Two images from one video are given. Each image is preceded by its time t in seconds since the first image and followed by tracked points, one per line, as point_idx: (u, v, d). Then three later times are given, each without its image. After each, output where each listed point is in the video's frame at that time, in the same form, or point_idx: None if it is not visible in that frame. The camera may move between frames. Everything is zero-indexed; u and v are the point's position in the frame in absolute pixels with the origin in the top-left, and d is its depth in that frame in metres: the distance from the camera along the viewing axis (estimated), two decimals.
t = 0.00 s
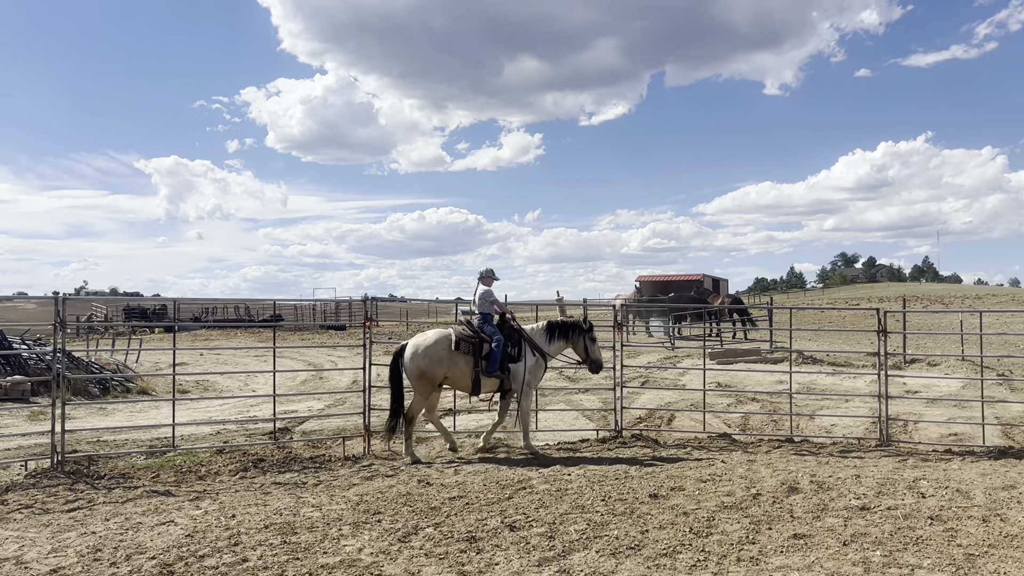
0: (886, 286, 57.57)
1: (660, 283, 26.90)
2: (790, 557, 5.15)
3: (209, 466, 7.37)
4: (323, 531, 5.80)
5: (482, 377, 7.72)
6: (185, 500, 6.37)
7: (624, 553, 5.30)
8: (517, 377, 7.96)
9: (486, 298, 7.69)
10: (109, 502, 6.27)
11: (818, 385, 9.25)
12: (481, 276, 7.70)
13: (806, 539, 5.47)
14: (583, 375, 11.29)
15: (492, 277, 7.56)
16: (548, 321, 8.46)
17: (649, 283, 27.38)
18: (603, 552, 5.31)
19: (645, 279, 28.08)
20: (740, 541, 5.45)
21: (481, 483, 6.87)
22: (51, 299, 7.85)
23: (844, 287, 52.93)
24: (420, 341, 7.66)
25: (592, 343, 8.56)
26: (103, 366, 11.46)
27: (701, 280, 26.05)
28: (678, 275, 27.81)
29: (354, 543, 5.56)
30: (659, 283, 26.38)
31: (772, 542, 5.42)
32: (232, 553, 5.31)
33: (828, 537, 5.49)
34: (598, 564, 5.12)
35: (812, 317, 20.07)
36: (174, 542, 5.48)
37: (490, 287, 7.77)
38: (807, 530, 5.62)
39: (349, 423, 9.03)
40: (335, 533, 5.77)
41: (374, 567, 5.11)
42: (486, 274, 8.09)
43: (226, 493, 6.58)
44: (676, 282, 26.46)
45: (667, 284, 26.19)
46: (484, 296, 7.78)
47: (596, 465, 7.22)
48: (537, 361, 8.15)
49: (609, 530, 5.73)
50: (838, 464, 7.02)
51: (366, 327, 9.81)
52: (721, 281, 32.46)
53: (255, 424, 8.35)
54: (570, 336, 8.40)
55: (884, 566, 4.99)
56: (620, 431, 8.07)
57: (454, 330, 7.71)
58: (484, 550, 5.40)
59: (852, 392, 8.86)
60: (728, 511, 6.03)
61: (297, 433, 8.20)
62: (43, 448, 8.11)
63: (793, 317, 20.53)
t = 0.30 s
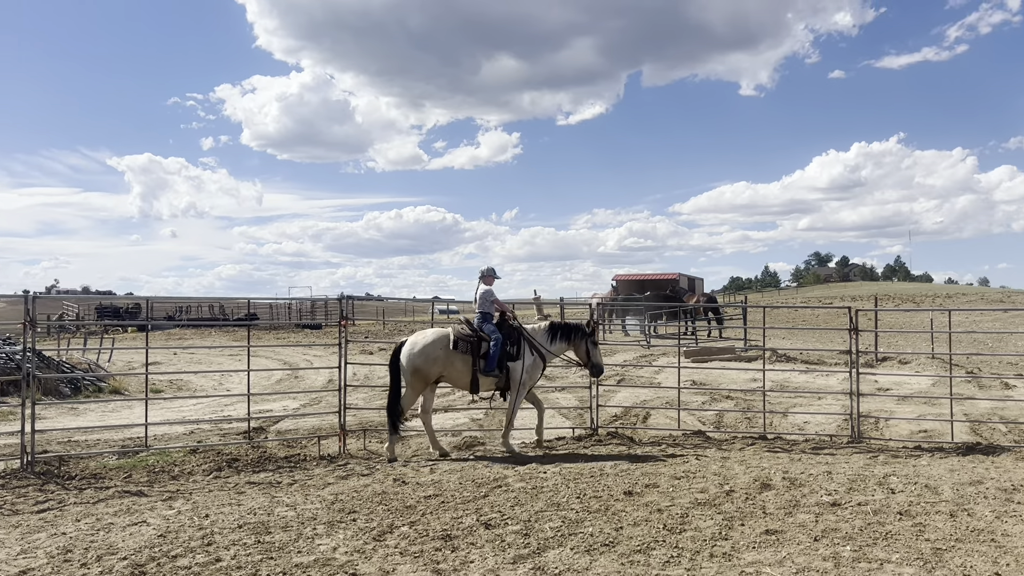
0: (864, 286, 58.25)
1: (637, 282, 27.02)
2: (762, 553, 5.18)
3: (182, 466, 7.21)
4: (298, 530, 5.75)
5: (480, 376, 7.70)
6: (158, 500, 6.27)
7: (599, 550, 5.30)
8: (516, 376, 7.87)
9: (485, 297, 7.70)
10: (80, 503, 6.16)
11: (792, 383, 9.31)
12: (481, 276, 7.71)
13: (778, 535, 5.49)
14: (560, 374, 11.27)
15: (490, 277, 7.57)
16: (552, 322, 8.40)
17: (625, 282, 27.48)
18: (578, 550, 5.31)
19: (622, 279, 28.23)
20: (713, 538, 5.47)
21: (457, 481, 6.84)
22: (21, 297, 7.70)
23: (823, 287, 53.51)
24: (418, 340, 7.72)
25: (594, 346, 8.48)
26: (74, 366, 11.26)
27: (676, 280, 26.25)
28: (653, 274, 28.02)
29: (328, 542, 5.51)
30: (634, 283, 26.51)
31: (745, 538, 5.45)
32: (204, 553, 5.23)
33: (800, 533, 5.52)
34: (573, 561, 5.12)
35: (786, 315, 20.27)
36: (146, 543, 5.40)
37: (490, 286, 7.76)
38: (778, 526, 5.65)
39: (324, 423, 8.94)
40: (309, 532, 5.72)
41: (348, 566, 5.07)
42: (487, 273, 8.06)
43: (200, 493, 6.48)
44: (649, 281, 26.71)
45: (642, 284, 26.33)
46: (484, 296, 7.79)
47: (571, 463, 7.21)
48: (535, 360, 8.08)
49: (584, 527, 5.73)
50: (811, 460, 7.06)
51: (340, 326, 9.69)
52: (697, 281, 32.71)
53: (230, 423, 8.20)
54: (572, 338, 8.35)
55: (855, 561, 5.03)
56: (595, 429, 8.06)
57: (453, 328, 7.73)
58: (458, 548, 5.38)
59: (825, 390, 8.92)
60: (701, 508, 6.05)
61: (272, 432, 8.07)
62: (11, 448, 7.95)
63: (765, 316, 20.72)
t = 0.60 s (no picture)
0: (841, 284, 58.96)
1: (613, 280, 27.20)
2: (730, 549, 5.22)
3: (153, 465, 7.13)
4: (268, 530, 5.70)
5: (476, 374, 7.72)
6: (126, 500, 6.18)
7: (569, 547, 5.31)
8: (510, 376, 7.85)
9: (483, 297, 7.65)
10: (46, 503, 6.06)
11: (764, 380, 9.40)
12: (480, 274, 7.67)
13: (746, 531, 5.54)
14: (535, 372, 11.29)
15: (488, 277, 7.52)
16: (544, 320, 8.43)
17: (602, 280, 27.65)
18: (548, 547, 5.31)
19: (598, 277, 28.36)
20: (683, 534, 5.50)
21: (429, 479, 6.82)
22: None
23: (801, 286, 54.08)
24: (419, 336, 7.71)
25: (588, 341, 8.47)
26: (42, 364, 11.07)
27: (651, 278, 26.44)
28: (627, 273, 28.20)
29: (298, 541, 5.47)
30: (610, 280, 26.61)
31: (714, 534, 5.48)
32: (172, 553, 5.17)
33: (768, 528, 5.57)
34: (543, 558, 5.13)
35: (759, 314, 20.49)
36: (113, 543, 5.32)
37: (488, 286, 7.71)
38: (747, 522, 5.70)
39: (298, 421, 8.88)
40: (279, 531, 5.67)
41: (317, 566, 5.03)
42: (484, 272, 8.04)
43: (170, 492, 6.40)
44: (625, 279, 26.87)
45: (619, 282, 26.51)
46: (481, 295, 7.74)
47: (545, 460, 7.22)
48: (530, 361, 8.06)
49: (555, 524, 5.74)
50: (781, 457, 7.13)
51: (313, 323, 9.51)
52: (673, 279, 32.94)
53: (202, 422, 8.10)
54: (566, 335, 8.35)
55: (821, 556, 5.08)
56: (569, 426, 8.08)
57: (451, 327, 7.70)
58: (429, 546, 5.36)
59: (796, 387, 9.03)
60: (671, 504, 6.09)
61: (244, 431, 8.00)
62: None
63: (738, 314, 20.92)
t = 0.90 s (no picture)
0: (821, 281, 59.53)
1: (591, 277, 27.33)
2: (695, 545, 5.26)
3: (120, 464, 7.08)
4: (233, 529, 5.67)
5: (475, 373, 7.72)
6: (91, 499, 6.12)
7: (535, 544, 5.34)
8: (509, 373, 7.87)
9: (477, 296, 7.59)
10: (8, 504, 5.98)
11: (736, 377, 9.50)
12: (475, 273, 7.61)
13: (712, 527, 5.59)
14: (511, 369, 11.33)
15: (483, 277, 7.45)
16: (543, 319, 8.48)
17: (580, 277, 27.76)
18: (514, 544, 5.33)
19: (577, 274, 28.47)
20: (648, 530, 5.54)
21: (399, 478, 6.83)
22: None
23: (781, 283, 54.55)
24: (418, 334, 7.68)
25: (585, 341, 8.49)
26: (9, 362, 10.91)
27: (628, 274, 26.59)
28: (606, 270, 28.34)
29: (263, 540, 5.45)
30: (587, 278, 26.75)
31: (679, 530, 5.53)
32: (134, 553, 5.13)
33: (732, 524, 5.62)
34: (509, 556, 5.14)
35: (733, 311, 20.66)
36: (75, 543, 5.27)
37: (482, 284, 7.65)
38: (712, 518, 5.75)
39: (270, 419, 8.85)
40: (245, 530, 5.65)
41: (282, 565, 5.02)
42: (478, 270, 8.00)
43: (136, 492, 6.35)
44: (602, 276, 26.99)
45: (596, 279, 26.64)
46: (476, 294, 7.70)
47: (515, 457, 7.25)
48: (529, 358, 8.10)
49: (523, 522, 5.76)
50: (749, 453, 7.21)
51: (282, 323, 9.38)
52: (651, 276, 33.13)
53: (171, 420, 8.05)
54: (563, 333, 8.39)
55: (783, 551, 5.14)
56: (542, 424, 8.15)
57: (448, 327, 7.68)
58: (396, 545, 5.36)
59: (767, 384, 9.13)
60: (639, 501, 6.14)
61: (214, 429, 7.97)
62: None
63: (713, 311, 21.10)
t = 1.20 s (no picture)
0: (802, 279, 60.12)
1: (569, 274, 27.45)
2: (659, 539, 5.29)
3: (86, 462, 7.01)
4: (198, 526, 5.63)
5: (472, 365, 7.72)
6: (54, 497, 6.05)
7: (501, 540, 5.34)
8: (506, 366, 7.85)
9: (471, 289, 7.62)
10: None
11: (707, 373, 9.59)
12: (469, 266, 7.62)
13: (676, 521, 5.62)
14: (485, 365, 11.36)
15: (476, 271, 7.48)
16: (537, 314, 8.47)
17: (559, 274, 27.86)
18: (480, 540, 5.33)
19: (556, 271, 28.59)
20: (614, 525, 5.56)
21: (368, 474, 6.81)
22: None
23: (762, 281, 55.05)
24: (414, 327, 7.60)
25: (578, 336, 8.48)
26: None
27: (606, 271, 26.75)
28: (584, 268, 28.48)
29: (227, 538, 5.41)
30: (565, 275, 26.85)
31: (645, 525, 5.56)
32: (95, 551, 5.08)
33: (697, 519, 5.65)
34: (474, 551, 5.14)
35: (708, 308, 20.84)
36: (35, 542, 5.21)
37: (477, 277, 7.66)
38: (678, 513, 5.79)
39: (241, 416, 8.80)
40: (209, 528, 5.61)
41: (245, 562, 4.98)
42: (473, 265, 8.01)
43: (100, 490, 6.29)
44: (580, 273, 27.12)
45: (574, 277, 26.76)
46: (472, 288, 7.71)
47: (486, 454, 7.27)
48: (526, 351, 8.07)
49: (490, 517, 5.77)
50: (718, 448, 7.27)
51: (252, 319, 9.37)
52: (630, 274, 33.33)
53: (140, 417, 7.99)
54: (557, 328, 8.38)
55: (746, 545, 5.18)
56: (513, 421, 8.30)
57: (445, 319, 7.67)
58: (361, 541, 5.35)
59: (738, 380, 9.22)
60: (606, 496, 6.16)
61: (183, 426, 7.93)
62: None
63: (688, 308, 21.27)
